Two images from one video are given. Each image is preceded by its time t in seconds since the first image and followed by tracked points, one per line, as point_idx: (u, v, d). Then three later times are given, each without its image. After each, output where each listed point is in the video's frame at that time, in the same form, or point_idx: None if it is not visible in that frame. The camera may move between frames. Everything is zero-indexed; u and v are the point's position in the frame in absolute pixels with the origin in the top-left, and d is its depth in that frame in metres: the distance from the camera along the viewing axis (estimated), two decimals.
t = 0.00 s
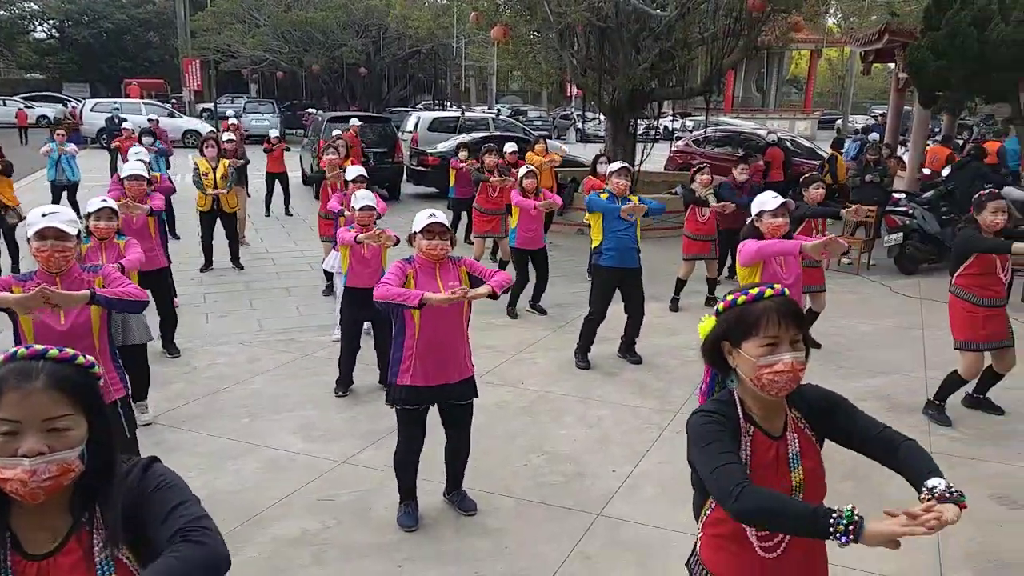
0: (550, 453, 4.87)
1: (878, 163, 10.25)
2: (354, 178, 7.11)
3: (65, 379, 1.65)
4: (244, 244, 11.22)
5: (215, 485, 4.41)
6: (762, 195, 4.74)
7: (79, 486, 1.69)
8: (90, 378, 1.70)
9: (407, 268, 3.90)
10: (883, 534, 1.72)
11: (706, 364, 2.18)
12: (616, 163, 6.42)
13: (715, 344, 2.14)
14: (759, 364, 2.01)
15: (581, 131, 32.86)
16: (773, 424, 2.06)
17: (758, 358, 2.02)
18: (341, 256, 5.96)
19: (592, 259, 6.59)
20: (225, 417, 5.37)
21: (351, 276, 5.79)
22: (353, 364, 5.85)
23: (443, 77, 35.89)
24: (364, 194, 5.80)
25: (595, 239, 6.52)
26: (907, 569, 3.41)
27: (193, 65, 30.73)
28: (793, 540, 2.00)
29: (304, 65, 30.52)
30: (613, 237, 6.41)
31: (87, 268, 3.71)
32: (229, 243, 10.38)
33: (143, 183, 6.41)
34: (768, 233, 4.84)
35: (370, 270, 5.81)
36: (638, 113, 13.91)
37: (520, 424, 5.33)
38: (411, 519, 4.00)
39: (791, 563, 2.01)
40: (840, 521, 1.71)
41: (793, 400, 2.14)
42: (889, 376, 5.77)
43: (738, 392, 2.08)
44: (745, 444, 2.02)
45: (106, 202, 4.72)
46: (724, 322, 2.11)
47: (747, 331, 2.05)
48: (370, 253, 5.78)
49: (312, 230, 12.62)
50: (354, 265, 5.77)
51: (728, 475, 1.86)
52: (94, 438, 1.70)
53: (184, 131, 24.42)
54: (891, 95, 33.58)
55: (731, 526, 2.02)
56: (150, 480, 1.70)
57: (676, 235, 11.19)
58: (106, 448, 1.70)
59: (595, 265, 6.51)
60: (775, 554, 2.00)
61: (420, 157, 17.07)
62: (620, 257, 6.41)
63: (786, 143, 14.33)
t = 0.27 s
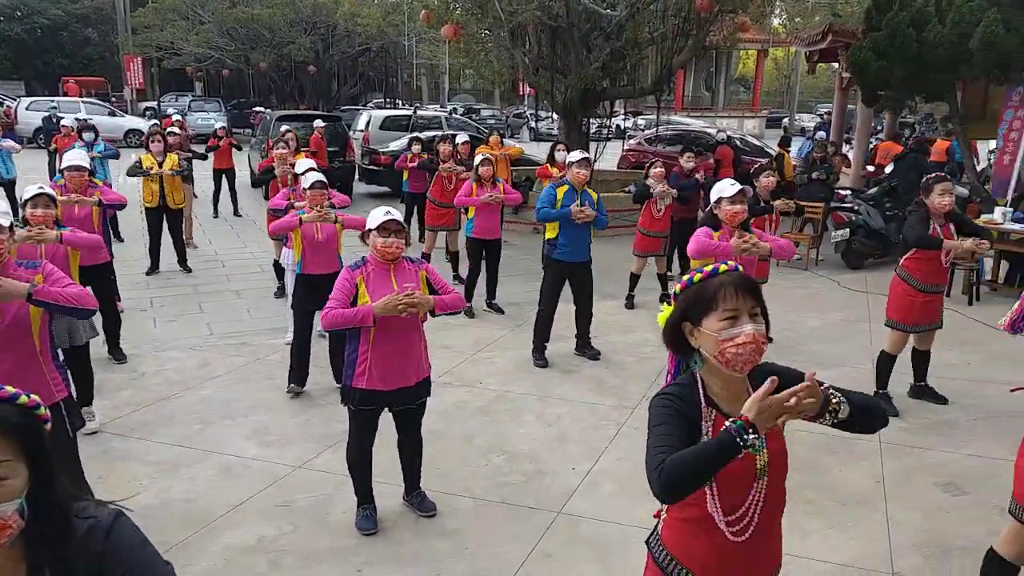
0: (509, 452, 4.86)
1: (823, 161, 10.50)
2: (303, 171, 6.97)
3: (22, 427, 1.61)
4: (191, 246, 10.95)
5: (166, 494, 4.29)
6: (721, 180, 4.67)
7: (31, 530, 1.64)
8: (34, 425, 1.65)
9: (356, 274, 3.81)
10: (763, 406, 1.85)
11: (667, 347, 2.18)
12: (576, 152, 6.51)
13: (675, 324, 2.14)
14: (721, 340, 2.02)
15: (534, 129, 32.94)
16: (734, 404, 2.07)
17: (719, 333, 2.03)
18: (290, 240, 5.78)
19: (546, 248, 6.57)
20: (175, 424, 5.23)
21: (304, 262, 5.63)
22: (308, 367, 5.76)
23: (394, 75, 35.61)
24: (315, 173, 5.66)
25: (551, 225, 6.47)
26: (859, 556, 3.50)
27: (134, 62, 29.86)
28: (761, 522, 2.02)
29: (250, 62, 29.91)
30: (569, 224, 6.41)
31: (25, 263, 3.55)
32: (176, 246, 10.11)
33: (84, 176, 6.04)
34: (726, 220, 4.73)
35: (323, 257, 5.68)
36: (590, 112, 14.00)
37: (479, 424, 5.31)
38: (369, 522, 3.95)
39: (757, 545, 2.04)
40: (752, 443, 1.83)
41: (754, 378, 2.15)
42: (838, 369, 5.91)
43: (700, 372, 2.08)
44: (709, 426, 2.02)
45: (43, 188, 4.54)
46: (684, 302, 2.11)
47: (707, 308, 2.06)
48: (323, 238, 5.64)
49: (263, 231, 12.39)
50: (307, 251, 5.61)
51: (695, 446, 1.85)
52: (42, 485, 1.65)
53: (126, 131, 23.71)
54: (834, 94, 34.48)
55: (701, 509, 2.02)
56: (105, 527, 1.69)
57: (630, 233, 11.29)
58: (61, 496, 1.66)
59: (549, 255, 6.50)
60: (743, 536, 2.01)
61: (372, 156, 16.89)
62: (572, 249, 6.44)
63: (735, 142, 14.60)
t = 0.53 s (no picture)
0: (484, 452, 4.86)
1: (788, 160, 10.66)
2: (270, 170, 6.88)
3: None
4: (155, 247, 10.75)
5: (134, 499, 4.21)
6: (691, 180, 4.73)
7: None
8: (7, 396, 1.63)
9: (332, 263, 3.81)
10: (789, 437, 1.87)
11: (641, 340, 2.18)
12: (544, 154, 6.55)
13: (651, 320, 2.14)
14: (697, 337, 2.03)
15: (501, 128, 32.98)
16: (709, 399, 2.10)
17: (695, 330, 2.03)
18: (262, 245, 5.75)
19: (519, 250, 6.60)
20: (142, 428, 5.13)
21: (274, 267, 5.59)
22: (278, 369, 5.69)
23: (361, 74, 35.35)
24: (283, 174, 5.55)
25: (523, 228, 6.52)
26: (830, 548, 3.57)
27: (92, 60, 29.22)
28: (735, 509, 2.05)
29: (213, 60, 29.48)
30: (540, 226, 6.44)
31: None
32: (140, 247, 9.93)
33: (42, 173, 5.88)
34: (697, 219, 4.77)
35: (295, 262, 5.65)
36: (558, 110, 14.04)
37: (454, 424, 5.30)
38: (344, 525, 3.92)
39: (732, 531, 2.06)
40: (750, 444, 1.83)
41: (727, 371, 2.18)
42: (807, 364, 6.02)
43: (676, 368, 2.09)
44: (684, 421, 2.05)
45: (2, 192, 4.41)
46: (660, 298, 2.11)
47: (683, 307, 2.06)
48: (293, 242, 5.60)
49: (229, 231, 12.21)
50: (276, 256, 5.57)
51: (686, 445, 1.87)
52: (18, 457, 1.63)
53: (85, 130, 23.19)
54: (797, 94, 35.03)
55: (677, 499, 2.04)
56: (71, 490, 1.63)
57: (600, 232, 11.35)
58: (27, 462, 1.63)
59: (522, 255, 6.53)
60: (718, 524, 2.04)
61: (339, 155, 16.73)
62: (547, 246, 6.45)
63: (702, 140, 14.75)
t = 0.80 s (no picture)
0: (469, 452, 4.86)
1: (765, 159, 10.78)
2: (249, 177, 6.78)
3: None
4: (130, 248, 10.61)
5: (115, 503, 4.16)
6: (666, 190, 4.72)
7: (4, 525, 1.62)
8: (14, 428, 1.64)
9: (320, 281, 3.77)
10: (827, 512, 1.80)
11: (625, 358, 2.20)
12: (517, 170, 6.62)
13: (635, 339, 2.16)
14: (679, 361, 2.05)
15: (478, 128, 32.98)
16: (692, 417, 2.11)
17: (677, 354, 2.05)
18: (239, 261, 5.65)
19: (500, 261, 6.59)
20: (122, 432, 5.06)
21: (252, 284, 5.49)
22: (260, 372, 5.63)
23: (335, 73, 35.14)
24: (263, 197, 5.52)
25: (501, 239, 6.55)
26: (815, 545, 3.61)
27: (62, 59, 28.80)
28: (718, 524, 2.07)
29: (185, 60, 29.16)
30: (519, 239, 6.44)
31: None
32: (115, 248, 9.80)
33: (16, 182, 5.83)
34: (671, 229, 4.87)
35: (272, 279, 5.55)
36: (536, 110, 14.06)
37: (438, 424, 5.29)
38: (330, 527, 3.89)
39: (716, 546, 2.07)
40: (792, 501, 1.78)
41: (709, 391, 2.18)
42: (787, 362, 6.09)
43: (659, 387, 2.11)
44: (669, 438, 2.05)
45: None
46: (644, 319, 2.13)
47: (667, 330, 2.08)
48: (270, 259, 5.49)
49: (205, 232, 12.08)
50: (254, 272, 5.48)
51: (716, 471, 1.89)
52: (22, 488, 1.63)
53: (55, 130, 22.83)
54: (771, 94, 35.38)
55: (660, 514, 2.06)
56: (75, 527, 1.65)
57: (579, 232, 11.39)
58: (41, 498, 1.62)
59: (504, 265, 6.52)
60: (701, 540, 2.05)
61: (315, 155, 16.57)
62: (529, 254, 6.46)
63: (678, 140, 14.86)
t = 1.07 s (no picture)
0: (466, 451, 4.91)
1: (755, 160, 10.88)
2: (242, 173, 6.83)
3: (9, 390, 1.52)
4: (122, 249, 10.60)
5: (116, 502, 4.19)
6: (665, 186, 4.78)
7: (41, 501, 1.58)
8: (34, 392, 1.57)
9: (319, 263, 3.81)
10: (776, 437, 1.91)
11: (639, 337, 2.27)
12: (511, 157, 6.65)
13: (649, 316, 2.24)
14: (694, 329, 2.12)
15: (467, 129, 33.03)
16: (707, 392, 2.17)
17: (693, 323, 2.13)
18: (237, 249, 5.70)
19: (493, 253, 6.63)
20: (120, 431, 5.07)
21: (251, 269, 5.54)
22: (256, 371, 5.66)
23: (324, 75, 35.06)
24: (258, 176, 5.60)
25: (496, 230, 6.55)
26: (810, 542, 3.69)
27: (49, 60, 28.66)
28: (735, 496, 2.13)
29: (173, 61, 29.05)
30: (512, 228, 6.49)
31: None
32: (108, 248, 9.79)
33: (12, 189, 5.89)
34: (671, 224, 4.89)
35: (271, 264, 5.61)
36: (526, 111, 14.12)
37: (435, 423, 5.34)
38: (329, 521, 3.94)
39: (733, 517, 2.14)
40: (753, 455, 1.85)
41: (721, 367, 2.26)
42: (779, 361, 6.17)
43: (674, 361, 2.17)
44: (685, 409, 2.10)
45: None
46: (658, 294, 2.21)
47: (680, 302, 2.16)
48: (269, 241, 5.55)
49: (196, 233, 12.07)
50: (252, 256, 5.52)
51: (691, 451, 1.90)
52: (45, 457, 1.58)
53: (43, 130, 22.72)
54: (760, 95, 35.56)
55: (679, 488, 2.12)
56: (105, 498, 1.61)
57: (571, 232, 11.46)
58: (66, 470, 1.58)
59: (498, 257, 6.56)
60: (719, 512, 2.12)
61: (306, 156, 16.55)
62: (522, 249, 6.52)
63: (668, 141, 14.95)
